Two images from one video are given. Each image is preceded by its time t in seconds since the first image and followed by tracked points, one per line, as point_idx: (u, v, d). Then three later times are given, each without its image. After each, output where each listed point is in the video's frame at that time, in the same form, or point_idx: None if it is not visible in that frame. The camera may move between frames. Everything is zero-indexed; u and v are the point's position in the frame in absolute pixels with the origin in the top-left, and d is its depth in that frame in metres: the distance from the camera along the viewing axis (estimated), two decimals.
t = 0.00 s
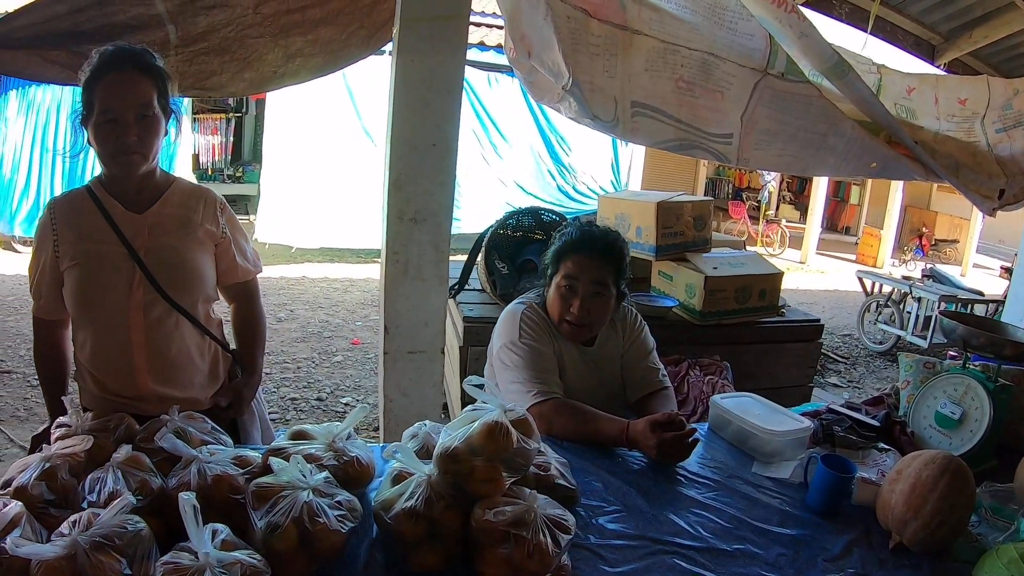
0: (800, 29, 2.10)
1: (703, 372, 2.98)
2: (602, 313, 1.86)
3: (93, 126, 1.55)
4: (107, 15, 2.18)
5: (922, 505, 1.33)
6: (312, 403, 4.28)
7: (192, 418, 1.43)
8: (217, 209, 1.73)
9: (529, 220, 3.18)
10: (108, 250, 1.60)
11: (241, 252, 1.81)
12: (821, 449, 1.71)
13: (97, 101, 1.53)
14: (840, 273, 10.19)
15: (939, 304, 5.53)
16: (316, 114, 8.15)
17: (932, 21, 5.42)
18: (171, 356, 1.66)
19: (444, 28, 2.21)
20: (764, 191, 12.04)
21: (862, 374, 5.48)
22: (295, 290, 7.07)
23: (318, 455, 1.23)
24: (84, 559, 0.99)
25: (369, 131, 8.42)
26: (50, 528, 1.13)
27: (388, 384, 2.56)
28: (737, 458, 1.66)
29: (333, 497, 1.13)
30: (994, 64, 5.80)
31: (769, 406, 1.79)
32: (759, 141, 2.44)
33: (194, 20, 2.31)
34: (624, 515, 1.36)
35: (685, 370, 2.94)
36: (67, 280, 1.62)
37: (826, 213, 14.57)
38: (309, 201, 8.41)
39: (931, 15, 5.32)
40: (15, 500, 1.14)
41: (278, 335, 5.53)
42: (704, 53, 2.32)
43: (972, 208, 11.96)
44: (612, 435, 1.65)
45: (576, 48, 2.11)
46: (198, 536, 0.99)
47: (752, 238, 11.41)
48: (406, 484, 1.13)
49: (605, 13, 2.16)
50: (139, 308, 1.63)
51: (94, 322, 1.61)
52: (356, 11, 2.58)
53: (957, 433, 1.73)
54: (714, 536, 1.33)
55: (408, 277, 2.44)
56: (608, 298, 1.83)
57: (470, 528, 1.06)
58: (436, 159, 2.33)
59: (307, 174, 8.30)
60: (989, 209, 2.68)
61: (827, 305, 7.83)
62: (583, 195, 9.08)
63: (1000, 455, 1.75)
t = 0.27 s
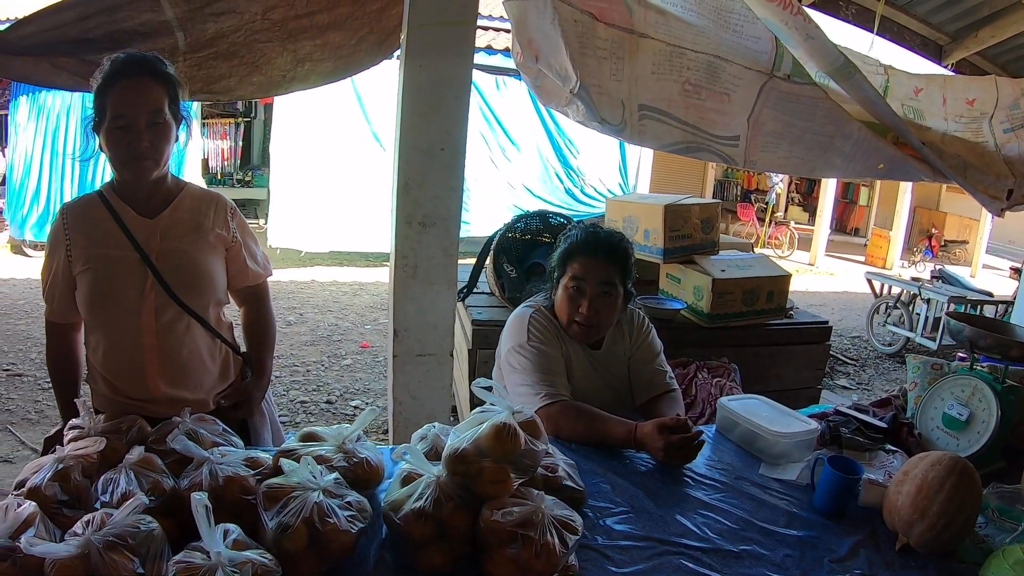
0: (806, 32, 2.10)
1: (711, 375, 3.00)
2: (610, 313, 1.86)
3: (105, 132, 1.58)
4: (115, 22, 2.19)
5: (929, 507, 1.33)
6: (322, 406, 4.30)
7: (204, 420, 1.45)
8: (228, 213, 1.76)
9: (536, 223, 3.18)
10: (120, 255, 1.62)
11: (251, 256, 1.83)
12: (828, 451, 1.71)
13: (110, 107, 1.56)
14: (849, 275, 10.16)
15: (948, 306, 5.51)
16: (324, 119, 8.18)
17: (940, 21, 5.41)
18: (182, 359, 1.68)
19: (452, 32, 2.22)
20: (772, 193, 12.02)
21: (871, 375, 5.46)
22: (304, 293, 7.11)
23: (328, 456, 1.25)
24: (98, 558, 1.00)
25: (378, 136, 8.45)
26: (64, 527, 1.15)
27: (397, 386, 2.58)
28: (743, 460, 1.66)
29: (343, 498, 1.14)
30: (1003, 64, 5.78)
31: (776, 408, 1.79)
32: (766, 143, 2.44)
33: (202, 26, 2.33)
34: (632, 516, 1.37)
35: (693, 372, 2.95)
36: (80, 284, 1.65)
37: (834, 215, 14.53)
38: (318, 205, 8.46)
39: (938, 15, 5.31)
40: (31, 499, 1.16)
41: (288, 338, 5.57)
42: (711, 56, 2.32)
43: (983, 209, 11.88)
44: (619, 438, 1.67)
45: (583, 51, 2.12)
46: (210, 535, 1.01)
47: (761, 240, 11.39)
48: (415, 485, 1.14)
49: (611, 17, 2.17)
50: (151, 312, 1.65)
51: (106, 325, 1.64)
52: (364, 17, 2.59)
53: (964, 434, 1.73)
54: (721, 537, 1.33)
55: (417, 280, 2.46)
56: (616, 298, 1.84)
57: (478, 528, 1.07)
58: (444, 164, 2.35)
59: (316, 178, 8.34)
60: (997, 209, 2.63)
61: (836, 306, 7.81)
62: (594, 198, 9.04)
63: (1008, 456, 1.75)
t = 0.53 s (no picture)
0: (814, 35, 2.10)
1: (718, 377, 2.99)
2: (626, 302, 1.88)
3: (117, 135, 1.60)
4: (128, 27, 2.23)
5: (937, 507, 1.34)
6: (331, 408, 4.32)
7: (218, 422, 1.46)
8: (241, 216, 1.78)
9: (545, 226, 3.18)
10: (135, 257, 1.64)
11: (263, 258, 1.85)
12: (836, 452, 1.72)
13: (122, 111, 1.57)
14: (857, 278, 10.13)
15: (956, 308, 5.50)
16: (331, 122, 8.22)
17: (947, 23, 5.41)
18: (196, 360, 1.70)
19: (461, 37, 2.25)
20: (780, 196, 12.00)
21: (879, 378, 5.45)
22: (313, 296, 7.14)
23: (342, 457, 1.26)
24: (114, 557, 1.01)
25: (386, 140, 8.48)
26: (79, 526, 1.16)
27: (407, 388, 2.59)
28: (752, 461, 1.67)
29: (357, 498, 1.16)
30: (1011, 66, 5.78)
31: (785, 410, 1.80)
32: (774, 147, 2.45)
33: (212, 30, 2.36)
34: (642, 517, 1.38)
35: (701, 375, 2.96)
36: (94, 287, 1.67)
37: (842, 217, 14.50)
38: (326, 208, 8.49)
39: (945, 17, 5.31)
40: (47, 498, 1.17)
41: (296, 341, 5.59)
42: (718, 60, 2.34)
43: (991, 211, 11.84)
44: (628, 440, 1.68)
45: (591, 55, 2.14)
46: (226, 534, 1.02)
47: (768, 243, 11.37)
48: (428, 485, 1.16)
49: (619, 21, 2.19)
50: (165, 313, 1.67)
51: (120, 327, 1.65)
52: (375, 21, 2.62)
53: (972, 436, 1.73)
54: (730, 537, 1.34)
55: (427, 283, 2.48)
56: (629, 287, 1.87)
57: (491, 528, 1.09)
58: (454, 167, 2.36)
59: (324, 181, 8.38)
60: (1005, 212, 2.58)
61: (843, 309, 7.80)
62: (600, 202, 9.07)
63: (1016, 457, 1.75)
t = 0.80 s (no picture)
0: (823, 40, 2.11)
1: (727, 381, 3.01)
2: (639, 302, 1.90)
3: (132, 139, 1.61)
4: (139, 29, 2.24)
5: (944, 510, 1.35)
6: (339, 411, 4.34)
7: (231, 423, 1.47)
8: (254, 218, 1.79)
9: (554, 231, 3.14)
10: (149, 259, 1.66)
11: (276, 260, 1.87)
12: (845, 457, 1.72)
13: (136, 115, 1.59)
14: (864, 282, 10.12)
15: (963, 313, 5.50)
16: (339, 125, 8.26)
17: (954, 28, 5.42)
18: (210, 361, 1.72)
19: (473, 41, 2.27)
20: (787, 200, 12.00)
21: (885, 383, 5.44)
22: (320, 298, 7.16)
23: (356, 459, 1.28)
24: (130, 556, 1.01)
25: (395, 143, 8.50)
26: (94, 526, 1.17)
27: (417, 391, 2.61)
28: (761, 465, 1.68)
29: (371, 499, 1.17)
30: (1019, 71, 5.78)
31: (794, 415, 1.81)
32: (782, 152, 2.46)
33: (224, 33, 2.38)
34: (652, 520, 1.39)
35: (709, 379, 2.96)
36: (108, 288, 1.68)
37: (849, 222, 14.49)
38: (333, 210, 8.50)
39: (952, 22, 5.32)
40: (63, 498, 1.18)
41: (305, 343, 5.62)
42: (727, 65, 2.35)
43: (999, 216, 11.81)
44: (639, 439, 1.69)
45: (602, 61, 2.16)
46: (243, 534, 1.03)
47: (775, 247, 11.37)
48: (442, 487, 1.17)
49: (629, 27, 2.22)
50: (180, 315, 1.69)
51: (134, 328, 1.67)
52: (386, 26, 2.64)
53: (979, 441, 1.74)
54: (739, 541, 1.35)
55: (439, 287, 2.50)
56: (643, 288, 1.89)
57: (505, 529, 1.10)
58: (465, 171, 2.39)
59: (331, 183, 8.41)
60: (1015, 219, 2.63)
61: (850, 314, 7.79)
62: (606, 204, 9.07)
63: None
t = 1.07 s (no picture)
0: (834, 46, 2.12)
1: (736, 386, 3.00)
2: (658, 305, 1.91)
3: (147, 139, 1.61)
4: (153, 28, 2.24)
5: (954, 516, 1.35)
6: (348, 411, 4.35)
7: (245, 423, 1.48)
8: (269, 219, 1.81)
9: (566, 234, 3.19)
10: (165, 259, 1.67)
11: (292, 261, 1.88)
12: (856, 462, 1.73)
13: (152, 115, 1.59)
14: (871, 288, 10.10)
15: (972, 320, 5.49)
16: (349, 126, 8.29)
17: (965, 33, 5.43)
18: (225, 361, 1.73)
19: (489, 44, 2.29)
20: (796, 205, 11.99)
21: (894, 389, 5.43)
22: (329, 299, 7.19)
23: (372, 461, 1.29)
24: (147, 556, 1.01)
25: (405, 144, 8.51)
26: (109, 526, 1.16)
27: (428, 392, 2.62)
28: (771, 469, 1.69)
29: (388, 501, 1.19)
30: None
31: (805, 420, 1.82)
32: (793, 157, 2.47)
33: (237, 32, 2.38)
34: (664, 524, 1.40)
35: (719, 384, 2.96)
36: (123, 287, 1.69)
37: (857, 227, 14.47)
38: (343, 211, 8.55)
39: (963, 27, 5.33)
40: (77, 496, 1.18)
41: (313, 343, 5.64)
42: (739, 70, 2.36)
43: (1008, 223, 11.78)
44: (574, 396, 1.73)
45: (614, 65, 2.18)
46: (261, 535, 1.04)
47: (783, 252, 11.36)
48: (458, 489, 1.18)
49: (644, 32, 2.23)
50: (196, 314, 1.70)
51: (150, 327, 1.68)
52: (394, 24, 2.69)
53: (989, 448, 1.75)
54: (751, 544, 1.36)
55: (452, 289, 2.52)
56: (663, 291, 1.90)
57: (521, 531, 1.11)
58: (480, 175, 2.42)
59: (340, 184, 8.44)
60: None
61: (858, 319, 7.78)
62: (615, 207, 9.04)
63: None
